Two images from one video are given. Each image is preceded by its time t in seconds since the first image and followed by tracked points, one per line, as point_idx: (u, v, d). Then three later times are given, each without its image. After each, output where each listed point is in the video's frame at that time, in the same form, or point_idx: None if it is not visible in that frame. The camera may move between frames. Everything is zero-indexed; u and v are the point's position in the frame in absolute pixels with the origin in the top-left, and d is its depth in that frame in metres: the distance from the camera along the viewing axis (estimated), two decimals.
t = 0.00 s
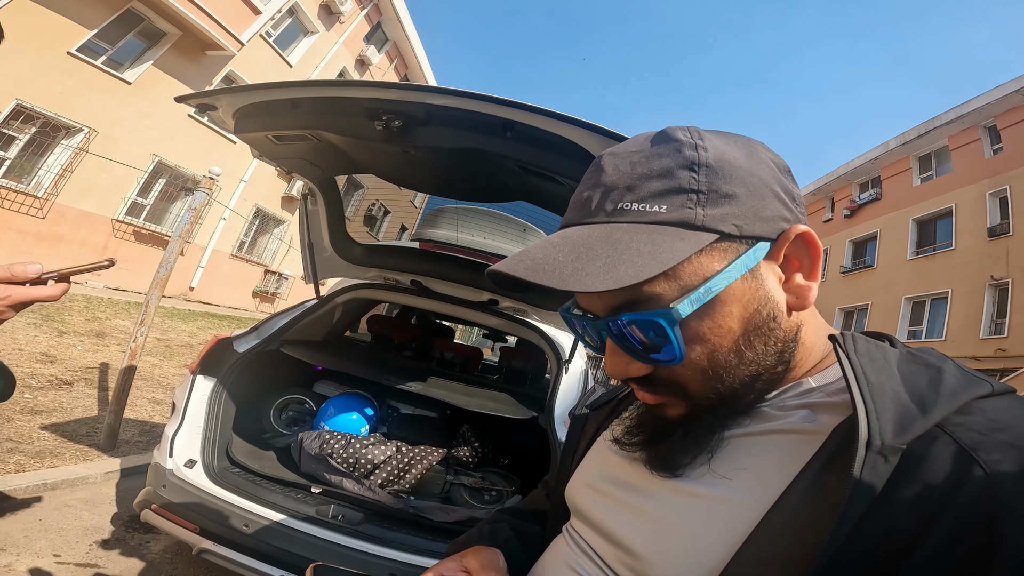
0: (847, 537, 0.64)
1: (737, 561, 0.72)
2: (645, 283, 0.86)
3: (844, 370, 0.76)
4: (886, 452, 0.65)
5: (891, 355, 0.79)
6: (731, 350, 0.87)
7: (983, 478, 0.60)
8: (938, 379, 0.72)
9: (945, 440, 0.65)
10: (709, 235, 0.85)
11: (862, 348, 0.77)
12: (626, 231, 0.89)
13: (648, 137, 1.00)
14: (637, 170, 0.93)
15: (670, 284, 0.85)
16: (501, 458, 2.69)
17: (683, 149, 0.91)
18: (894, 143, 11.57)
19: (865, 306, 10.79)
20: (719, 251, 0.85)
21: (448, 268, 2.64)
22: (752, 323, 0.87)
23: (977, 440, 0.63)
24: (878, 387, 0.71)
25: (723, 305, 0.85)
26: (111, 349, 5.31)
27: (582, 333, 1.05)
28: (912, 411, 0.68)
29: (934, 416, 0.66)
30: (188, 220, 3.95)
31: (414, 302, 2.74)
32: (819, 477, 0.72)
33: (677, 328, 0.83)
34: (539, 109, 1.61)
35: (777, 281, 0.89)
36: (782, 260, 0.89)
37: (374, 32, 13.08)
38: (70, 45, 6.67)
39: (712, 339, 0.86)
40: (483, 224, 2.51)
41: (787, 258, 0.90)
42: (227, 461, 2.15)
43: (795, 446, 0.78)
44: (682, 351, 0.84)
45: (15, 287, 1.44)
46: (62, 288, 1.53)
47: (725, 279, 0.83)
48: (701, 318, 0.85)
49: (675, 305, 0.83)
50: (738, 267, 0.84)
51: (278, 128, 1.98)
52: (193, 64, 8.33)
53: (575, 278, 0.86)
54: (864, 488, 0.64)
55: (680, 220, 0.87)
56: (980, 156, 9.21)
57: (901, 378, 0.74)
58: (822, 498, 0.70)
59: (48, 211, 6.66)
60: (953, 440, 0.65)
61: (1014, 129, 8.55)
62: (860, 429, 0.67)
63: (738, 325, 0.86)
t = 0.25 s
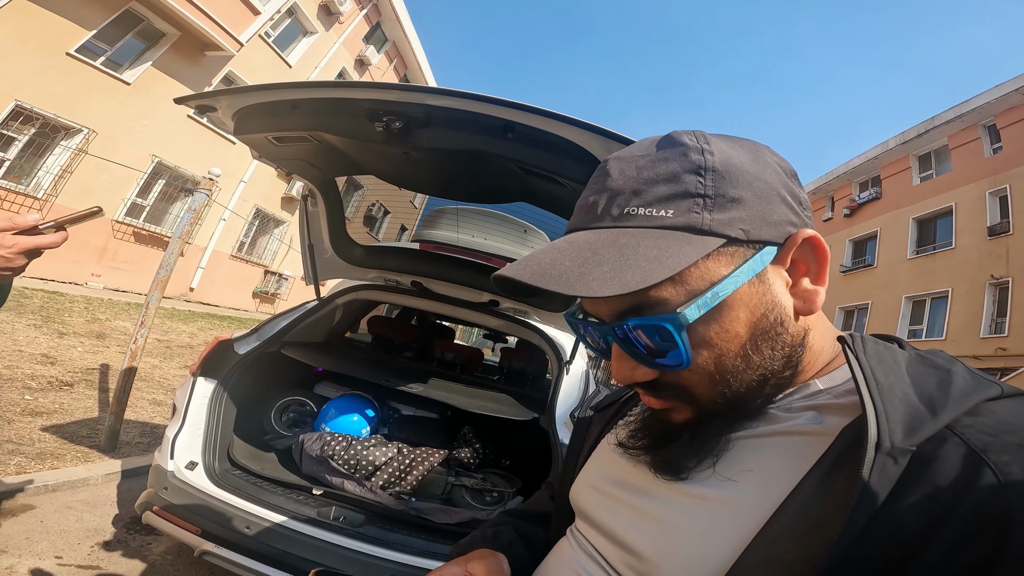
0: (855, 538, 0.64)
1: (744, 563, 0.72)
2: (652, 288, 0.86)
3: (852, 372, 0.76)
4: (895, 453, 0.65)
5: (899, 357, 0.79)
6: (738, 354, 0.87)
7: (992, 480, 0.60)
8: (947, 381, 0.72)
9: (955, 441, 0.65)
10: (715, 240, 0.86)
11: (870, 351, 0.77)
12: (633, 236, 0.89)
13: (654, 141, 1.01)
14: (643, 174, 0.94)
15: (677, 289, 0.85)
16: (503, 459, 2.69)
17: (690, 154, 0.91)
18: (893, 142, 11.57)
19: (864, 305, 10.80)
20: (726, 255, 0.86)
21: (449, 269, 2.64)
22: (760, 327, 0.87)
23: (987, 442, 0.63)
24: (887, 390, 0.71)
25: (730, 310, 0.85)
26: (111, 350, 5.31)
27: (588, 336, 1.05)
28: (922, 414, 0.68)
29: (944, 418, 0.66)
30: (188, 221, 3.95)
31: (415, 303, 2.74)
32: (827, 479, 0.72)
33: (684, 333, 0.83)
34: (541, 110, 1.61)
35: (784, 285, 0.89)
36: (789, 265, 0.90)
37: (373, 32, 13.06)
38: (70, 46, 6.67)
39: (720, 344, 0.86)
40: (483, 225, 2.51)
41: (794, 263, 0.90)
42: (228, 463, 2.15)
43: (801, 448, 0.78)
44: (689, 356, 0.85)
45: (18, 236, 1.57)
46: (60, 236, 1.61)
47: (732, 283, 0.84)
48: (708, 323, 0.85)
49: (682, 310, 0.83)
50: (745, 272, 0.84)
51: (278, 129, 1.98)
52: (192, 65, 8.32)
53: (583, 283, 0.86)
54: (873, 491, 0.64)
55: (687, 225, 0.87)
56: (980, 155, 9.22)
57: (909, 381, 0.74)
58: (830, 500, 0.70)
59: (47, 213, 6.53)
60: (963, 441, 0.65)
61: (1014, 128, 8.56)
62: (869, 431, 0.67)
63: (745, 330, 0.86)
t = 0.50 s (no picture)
0: (855, 541, 0.64)
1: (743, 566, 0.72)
2: (653, 288, 0.86)
3: (854, 374, 0.76)
4: (896, 455, 0.65)
5: (901, 358, 0.79)
6: (739, 355, 0.87)
7: (995, 482, 0.60)
8: (950, 384, 0.72)
9: (957, 443, 0.65)
10: (718, 241, 0.86)
11: (872, 352, 0.78)
12: (635, 237, 0.90)
13: (655, 142, 1.01)
14: (646, 175, 0.94)
15: (678, 289, 0.85)
16: (503, 459, 2.69)
17: (691, 155, 0.91)
18: (893, 142, 11.59)
19: (865, 305, 10.80)
20: (728, 256, 0.86)
21: (449, 269, 2.64)
22: (760, 327, 0.87)
23: (988, 443, 0.63)
24: (888, 391, 0.71)
25: (732, 310, 0.85)
26: (112, 350, 5.31)
27: (590, 337, 1.05)
28: (923, 415, 0.68)
29: (945, 420, 0.66)
30: (187, 222, 3.96)
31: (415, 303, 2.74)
32: (827, 480, 0.72)
33: (685, 333, 0.83)
34: (539, 111, 1.60)
35: (786, 286, 0.89)
36: (790, 266, 0.90)
37: (373, 32, 13.07)
38: (70, 46, 6.69)
39: (721, 344, 0.86)
40: (483, 226, 2.51)
41: (795, 264, 0.90)
42: (228, 464, 2.15)
43: (803, 449, 0.78)
44: (691, 356, 0.84)
45: (24, 230, 1.58)
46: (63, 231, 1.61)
47: (733, 284, 0.84)
48: (710, 323, 0.85)
49: (683, 310, 0.83)
50: (747, 273, 0.84)
51: (277, 130, 1.98)
52: (192, 65, 8.33)
53: (584, 283, 0.86)
54: (874, 492, 0.64)
55: (689, 226, 0.87)
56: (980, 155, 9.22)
57: (910, 382, 0.74)
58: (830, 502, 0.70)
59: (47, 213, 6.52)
60: (964, 443, 0.65)
61: (1013, 127, 8.56)
62: (871, 432, 0.67)
63: (747, 330, 0.86)
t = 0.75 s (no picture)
0: (857, 541, 0.64)
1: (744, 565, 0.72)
2: (654, 285, 0.86)
3: (854, 373, 0.76)
4: (898, 454, 0.65)
5: (902, 358, 0.78)
6: (740, 352, 0.86)
7: (996, 481, 0.60)
8: (951, 383, 0.72)
9: (958, 442, 0.65)
10: (718, 238, 0.86)
11: (873, 352, 0.77)
12: (636, 234, 0.90)
13: (657, 140, 1.01)
14: (647, 174, 0.94)
15: (679, 286, 0.85)
16: (504, 458, 2.69)
17: (692, 153, 0.91)
18: (892, 140, 11.57)
19: (866, 302, 10.78)
20: (728, 253, 0.86)
21: (449, 268, 2.64)
22: (762, 325, 0.87)
23: (989, 443, 0.63)
24: (889, 390, 0.71)
25: (733, 307, 0.85)
26: (112, 351, 5.31)
27: (592, 336, 1.05)
28: (924, 415, 0.68)
29: (947, 419, 0.66)
30: (187, 222, 3.96)
31: (416, 302, 2.75)
32: (828, 479, 0.72)
33: (686, 329, 0.83)
34: (538, 109, 1.59)
35: (786, 283, 0.89)
36: (791, 264, 0.90)
37: (371, 32, 13.04)
38: (67, 47, 6.70)
39: (722, 341, 0.85)
40: (482, 224, 2.51)
41: (797, 261, 0.90)
42: (229, 464, 2.16)
43: (803, 449, 0.78)
44: (692, 353, 0.84)
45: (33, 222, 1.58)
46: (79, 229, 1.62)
47: (734, 281, 0.84)
48: (710, 320, 0.85)
49: (684, 307, 0.83)
50: (748, 270, 0.84)
51: (275, 129, 1.97)
52: (190, 65, 8.32)
53: (586, 279, 0.86)
54: (875, 491, 0.64)
55: (690, 223, 0.87)
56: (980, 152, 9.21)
57: (911, 381, 0.74)
58: (831, 501, 0.70)
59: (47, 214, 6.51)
60: (965, 442, 0.65)
61: (1013, 124, 8.55)
62: (872, 432, 0.67)
63: (748, 327, 0.86)
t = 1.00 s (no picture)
0: (860, 533, 0.64)
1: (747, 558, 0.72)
2: (654, 273, 0.87)
3: (853, 364, 0.76)
4: (898, 445, 0.65)
5: (901, 349, 0.78)
6: (741, 340, 0.86)
7: (997, 473, 0.59)
8: (949, 373, 0.72)
9: (958, 433, 0.65)
10: (718, 226, 0.86)
11: (872, 343, 0.77)
12: (636, 222, 0.90)
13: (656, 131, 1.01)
14: (647, 163, 0.94)
15: (680, 274, 0.86)
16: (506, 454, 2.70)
17: (692, 143, 0.91)
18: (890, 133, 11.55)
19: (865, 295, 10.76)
20: (728, 242, 0.86)
21: (449, 264, 2.63)
22: (762, 314, 0.87)
23: (990, 434, 0.63)
24: (888, 382, 0.71)
25: (733, 295, 0.85)
26: (114, 351, 5.32)
27: (592, 327, 1.05)
28: (925, 406, 0.68)
29: (946, 410, 0.66)
30: (186, 222, 3.94)
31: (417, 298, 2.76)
32: (831, 473, 0.72)
33: (687, 317, 0.83)
34: (537, 104, 1.58)
35: (786, 273, 0.89)
36: (791, 253, 0.90)
37: (368, 29, 12.98)
38: (62, 47, 6.66)
39: (723, 329, 0.85)
40: (482, 220, 2.51)
41: (796, 251, 0.90)
42: (233, 462, 2.16)
43: (805, 441, 0.78)
44: (692, 341, 0.84)
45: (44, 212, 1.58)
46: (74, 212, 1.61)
47: (734, 269, 0.84)
48: (711, 308, 0.85)
49: (685, 294, 0.83)
50: (748, 258, 0.85)
51: (273, 127, 1.96)
52: (186, 64, 8.27)
53: (586, 266, 0.86)
54: (877, 483, 0.64)
55: (689, 211, 0.87)
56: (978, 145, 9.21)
57: (910, 372, 0.74)
58: (832, 493, 0.70)
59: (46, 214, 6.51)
60: (966, 433, 0.64)
61: (1013, 117, 8.54)
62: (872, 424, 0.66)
63: (749, 316, 0.86)
